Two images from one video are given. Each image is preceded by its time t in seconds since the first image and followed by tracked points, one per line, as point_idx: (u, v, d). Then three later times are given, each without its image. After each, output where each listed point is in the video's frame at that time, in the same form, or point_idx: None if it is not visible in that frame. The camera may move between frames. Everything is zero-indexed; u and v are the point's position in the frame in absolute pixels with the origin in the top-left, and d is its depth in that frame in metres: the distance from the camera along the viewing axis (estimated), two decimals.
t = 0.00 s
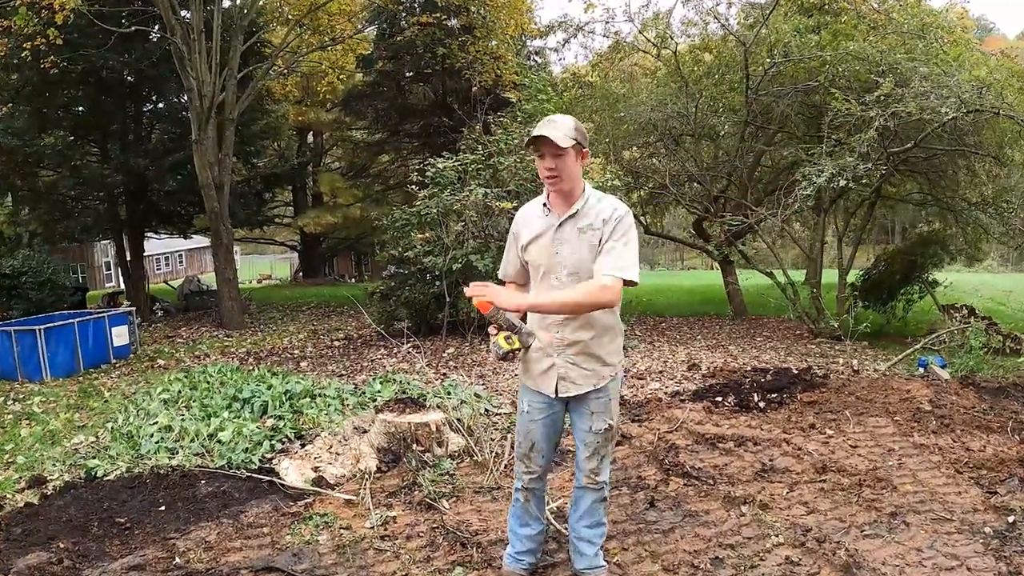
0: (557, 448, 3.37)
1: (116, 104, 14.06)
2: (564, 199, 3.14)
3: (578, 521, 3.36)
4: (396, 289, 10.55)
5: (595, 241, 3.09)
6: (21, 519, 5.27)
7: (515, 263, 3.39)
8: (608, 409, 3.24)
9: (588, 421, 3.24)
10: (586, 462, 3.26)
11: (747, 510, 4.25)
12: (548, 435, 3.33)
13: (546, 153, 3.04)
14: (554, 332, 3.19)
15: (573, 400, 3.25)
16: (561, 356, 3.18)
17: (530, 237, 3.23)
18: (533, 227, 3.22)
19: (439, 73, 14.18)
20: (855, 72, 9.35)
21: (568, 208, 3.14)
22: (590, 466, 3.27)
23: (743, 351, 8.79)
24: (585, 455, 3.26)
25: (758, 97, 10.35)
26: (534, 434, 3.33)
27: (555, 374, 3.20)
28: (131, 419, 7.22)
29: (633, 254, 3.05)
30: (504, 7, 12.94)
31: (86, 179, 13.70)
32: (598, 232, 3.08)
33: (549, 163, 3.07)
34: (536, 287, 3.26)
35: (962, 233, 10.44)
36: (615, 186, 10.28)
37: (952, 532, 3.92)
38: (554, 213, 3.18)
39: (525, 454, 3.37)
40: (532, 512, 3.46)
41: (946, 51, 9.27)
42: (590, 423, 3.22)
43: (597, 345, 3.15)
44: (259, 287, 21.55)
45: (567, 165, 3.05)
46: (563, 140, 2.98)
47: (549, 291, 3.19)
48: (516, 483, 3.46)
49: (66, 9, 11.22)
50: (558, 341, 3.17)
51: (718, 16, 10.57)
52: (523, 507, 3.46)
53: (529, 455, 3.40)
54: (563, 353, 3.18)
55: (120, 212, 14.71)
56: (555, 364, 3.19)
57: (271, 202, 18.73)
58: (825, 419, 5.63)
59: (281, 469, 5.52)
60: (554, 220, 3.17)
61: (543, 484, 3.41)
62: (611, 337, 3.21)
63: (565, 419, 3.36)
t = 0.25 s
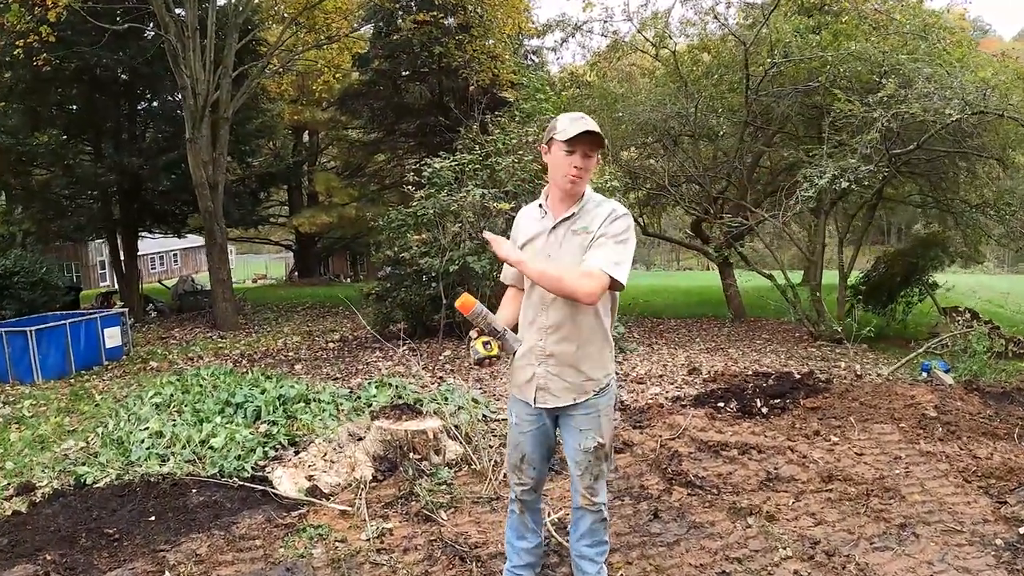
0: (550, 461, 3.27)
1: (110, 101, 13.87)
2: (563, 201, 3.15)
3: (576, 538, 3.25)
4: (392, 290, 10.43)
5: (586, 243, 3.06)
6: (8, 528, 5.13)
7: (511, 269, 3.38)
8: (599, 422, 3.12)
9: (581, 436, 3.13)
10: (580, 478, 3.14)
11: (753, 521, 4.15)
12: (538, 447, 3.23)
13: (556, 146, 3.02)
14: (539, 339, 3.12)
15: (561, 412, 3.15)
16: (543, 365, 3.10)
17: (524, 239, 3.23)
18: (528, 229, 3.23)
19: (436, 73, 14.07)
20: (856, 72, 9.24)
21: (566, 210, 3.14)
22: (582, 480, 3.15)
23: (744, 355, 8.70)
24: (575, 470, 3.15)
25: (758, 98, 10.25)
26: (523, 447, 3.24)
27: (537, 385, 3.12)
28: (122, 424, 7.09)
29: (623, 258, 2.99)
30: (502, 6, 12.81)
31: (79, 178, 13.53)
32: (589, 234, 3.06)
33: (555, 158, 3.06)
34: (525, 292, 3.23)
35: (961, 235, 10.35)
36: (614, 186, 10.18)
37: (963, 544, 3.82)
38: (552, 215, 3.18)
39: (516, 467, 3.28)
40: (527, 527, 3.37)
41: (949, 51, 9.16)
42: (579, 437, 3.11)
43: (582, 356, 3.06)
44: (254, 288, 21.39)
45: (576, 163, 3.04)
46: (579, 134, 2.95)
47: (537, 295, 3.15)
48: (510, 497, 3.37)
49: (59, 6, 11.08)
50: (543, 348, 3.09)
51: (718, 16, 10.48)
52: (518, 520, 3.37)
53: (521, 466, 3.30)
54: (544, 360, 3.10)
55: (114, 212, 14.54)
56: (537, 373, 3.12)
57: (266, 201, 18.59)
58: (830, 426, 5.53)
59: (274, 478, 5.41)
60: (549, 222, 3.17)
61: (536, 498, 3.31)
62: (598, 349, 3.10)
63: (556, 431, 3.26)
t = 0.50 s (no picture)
0: (546, 472, 3.22)
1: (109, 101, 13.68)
2: (560, 208, 3.09)
3: (575, 550, 3.21)
4: (390, 292, 10.37)
5: (585, 252, 3.02)
6: None
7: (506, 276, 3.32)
8: (598, 436, 3.07)
9: (578, 447, 3.08)
10: (577, 489, 3.09)
11: (753, 532, 4.09)
12: (536, 460, 3.18)
13: (553, 151, 2.98)
14: (537, 351, 3.07)
15: (559, 424, 3.10)
16: (542, 377, 3.06)
17: (520, 246, 3.17)
18: (524, 236, 3.17)
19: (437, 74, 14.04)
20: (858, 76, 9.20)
21: (563, 217, 3.09)
22: (581, 494, 3.11)
23: (744, 360, 8.64)
24: (574, 483, 3.10)
25: (759, 101, 10.20)
26: (520, 459, 3.19)
27: (536, 397, 3.07)
28: (116, 427, 7.02)
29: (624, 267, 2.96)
30: (503, 7, 12.72)
31: (75, 178, 13.45)
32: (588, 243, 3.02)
33: (553, 163, 3.01)
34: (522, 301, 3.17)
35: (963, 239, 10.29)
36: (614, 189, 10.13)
37: (966, 556, 3.76)
38: (548, 222, 3.13)
39: (513, 479, 3.23)
40: (524, 538, 3.33)
41: (951, 55, 9.12)
42: (578, 451, 3.06)
43: (581, 368, 3.01)
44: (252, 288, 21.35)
45: (575, 169, 2.99)
46: (579, 140, 2.91)
47: (534, 305, 3.10)
48: (506, 509, 3.33)
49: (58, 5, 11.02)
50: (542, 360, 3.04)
51: (719, 18, 10.42)
52: (514, 532, 3.33)
53: (516, 479, 3.25)
54: (543, 372, 3.05)
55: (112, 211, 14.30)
56: (535, 385, 3.07)
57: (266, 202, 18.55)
58: (831, 433, 5.47)
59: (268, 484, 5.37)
60: (547, 230, 3.11)
61: (533, 510, 3.27)
62: (596, 360, 3.06)
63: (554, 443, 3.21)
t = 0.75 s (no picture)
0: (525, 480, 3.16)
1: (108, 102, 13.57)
2: (539, 210, 3.01)
3: (552, 559, 3.13)
4: (384, 294, 10.32)
5: (570, 255, 2.94)
6: None
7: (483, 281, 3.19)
8: (580, 444, 3.01)
9: (559, 455, 3.01)
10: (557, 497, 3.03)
11: (736, 540, 4.01)
12: (515, 468, 3.12)
13: (528, 151, 2.94)
14: (521, 357, 2.99)
15: (541, 432, 3.03)
16: (528, 384, 2.98)
17: (499, 250, 3.05)
18: (502, 241, 3.05)
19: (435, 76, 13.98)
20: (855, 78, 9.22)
21: (543, 220, 3.00)
22: (562, 503, 3.05)
23: (738, 364, 8.56)
24: (556, 492, 3.04)
25: (757, 103, 10.13)
26: (499, 467, 3.12)
27: (519, 405, 2.99)
28: (104, 428, 6.97)
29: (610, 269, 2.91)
30: (501, 9, 12.77)
31: (73, 179, 13.42)
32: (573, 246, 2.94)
33: (530, 163, 2.96)
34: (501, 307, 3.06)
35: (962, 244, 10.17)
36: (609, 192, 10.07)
37: (953, 567, 3.66)
38: (526, 225, 3.03)
39: (491, 487, 3.16)
40: (500, 545, 3.26)
41: (949, 57, 9.03)
42: (560, 459, 3.00)
43: (566, 374, 2.94)
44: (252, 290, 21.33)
45: (551, 168, 2.93)
46: (554, 137, 2.88)
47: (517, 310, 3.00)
48: (483, 516, 3.26)
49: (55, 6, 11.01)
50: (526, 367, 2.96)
51: (717, 21, 10.33)
52: (491, 540, 3.26)
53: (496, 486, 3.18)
54: (529, 379, 2.98)
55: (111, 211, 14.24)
56: (520, 392, 2.99)
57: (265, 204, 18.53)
58: (821, 440, 5.38)
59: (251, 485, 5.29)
60: (527, 234, 3.00)
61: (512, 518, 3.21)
62: (581, 365, 2.99)
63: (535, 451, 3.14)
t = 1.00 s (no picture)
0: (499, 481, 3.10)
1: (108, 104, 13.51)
2: (512, 213, 2.85)
3: (521, 559, 3.07)
4: (379, 296, 10.32)
5: (549, 253, 2.79)
6: None
7: (452, 287, 3.02)
8: (555, 442, 2.95)
9: (533, 454, 2.96)
10: (531, 496, 2.98)
11: (712, 546, 3.97)
12: (490, 472, 3.04)
13: (498, 154, 2.82)
14: (500, 360, 2.87)
15: (517, 434, 2.95)
16: (508, 386, 2.88)
17: (470, 255, 2.88)
18: (473, 245, 2.88)
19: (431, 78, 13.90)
20: (851, 81, 9.13)
21: (515, 223, 2.84)
22: (535, 503, 3.00)
23: (730, 368, 8.52)
24: (529, 493, 2.98)
25: (752, 106, 10.12)
26: (474, 472, 3.04)
27: (498, 406, 2.91)
28: (94, 427, 6.94)
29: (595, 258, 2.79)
30: (499, 13, 12.85)
31: (73, 180, 13.49)
32: (550, 246, 2.79)
33: (501, 166, 2.82)
34: (476, 311, 2.90)
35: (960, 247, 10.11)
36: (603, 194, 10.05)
37: None
38: (498, 229, 2.86)
39: (465, 491, 3.08)
40: (472, 547, 3.19)
41: (944, 60, 8.99)
42: (534, 460, 2.94)
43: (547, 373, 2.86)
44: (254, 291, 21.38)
45: (523, 170, 2.81)
46: (523, 138, 2.76)
47: (493, 314, 2.86)
48: (455, 518, 3.19)
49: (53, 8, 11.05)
50: (505, 368, 2.86)
51: (714, 23, 10.28)
52: (463, 542, 3.19)
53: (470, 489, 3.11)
54: (509, 381, 2.88)
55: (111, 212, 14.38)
56: (499, 395, 2.90)
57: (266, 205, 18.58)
58: (807, 444, 5.31)
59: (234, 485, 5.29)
60: (500, 237, 2.83)
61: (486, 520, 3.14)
62: (559, 362, 2.91)
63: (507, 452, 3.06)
